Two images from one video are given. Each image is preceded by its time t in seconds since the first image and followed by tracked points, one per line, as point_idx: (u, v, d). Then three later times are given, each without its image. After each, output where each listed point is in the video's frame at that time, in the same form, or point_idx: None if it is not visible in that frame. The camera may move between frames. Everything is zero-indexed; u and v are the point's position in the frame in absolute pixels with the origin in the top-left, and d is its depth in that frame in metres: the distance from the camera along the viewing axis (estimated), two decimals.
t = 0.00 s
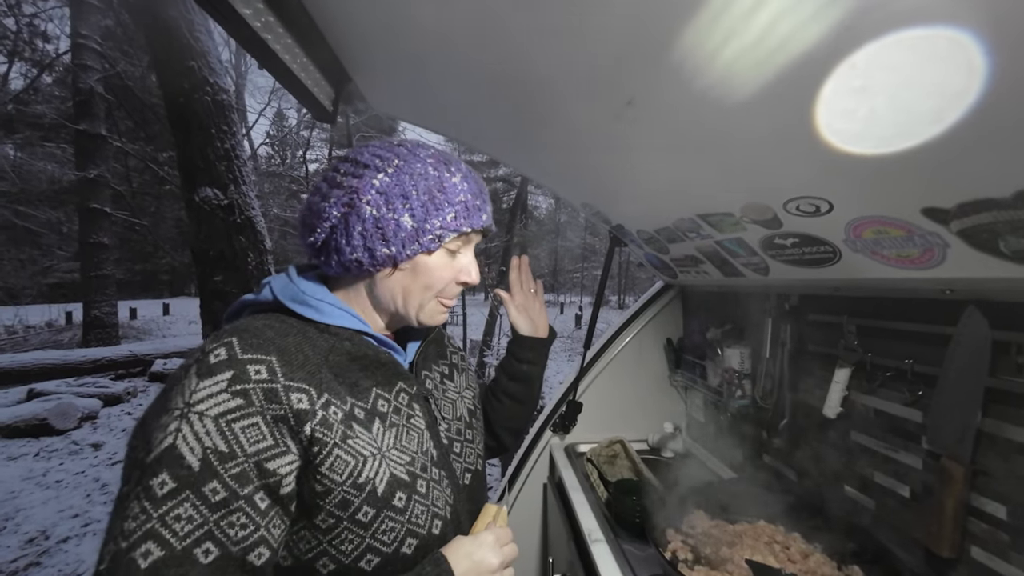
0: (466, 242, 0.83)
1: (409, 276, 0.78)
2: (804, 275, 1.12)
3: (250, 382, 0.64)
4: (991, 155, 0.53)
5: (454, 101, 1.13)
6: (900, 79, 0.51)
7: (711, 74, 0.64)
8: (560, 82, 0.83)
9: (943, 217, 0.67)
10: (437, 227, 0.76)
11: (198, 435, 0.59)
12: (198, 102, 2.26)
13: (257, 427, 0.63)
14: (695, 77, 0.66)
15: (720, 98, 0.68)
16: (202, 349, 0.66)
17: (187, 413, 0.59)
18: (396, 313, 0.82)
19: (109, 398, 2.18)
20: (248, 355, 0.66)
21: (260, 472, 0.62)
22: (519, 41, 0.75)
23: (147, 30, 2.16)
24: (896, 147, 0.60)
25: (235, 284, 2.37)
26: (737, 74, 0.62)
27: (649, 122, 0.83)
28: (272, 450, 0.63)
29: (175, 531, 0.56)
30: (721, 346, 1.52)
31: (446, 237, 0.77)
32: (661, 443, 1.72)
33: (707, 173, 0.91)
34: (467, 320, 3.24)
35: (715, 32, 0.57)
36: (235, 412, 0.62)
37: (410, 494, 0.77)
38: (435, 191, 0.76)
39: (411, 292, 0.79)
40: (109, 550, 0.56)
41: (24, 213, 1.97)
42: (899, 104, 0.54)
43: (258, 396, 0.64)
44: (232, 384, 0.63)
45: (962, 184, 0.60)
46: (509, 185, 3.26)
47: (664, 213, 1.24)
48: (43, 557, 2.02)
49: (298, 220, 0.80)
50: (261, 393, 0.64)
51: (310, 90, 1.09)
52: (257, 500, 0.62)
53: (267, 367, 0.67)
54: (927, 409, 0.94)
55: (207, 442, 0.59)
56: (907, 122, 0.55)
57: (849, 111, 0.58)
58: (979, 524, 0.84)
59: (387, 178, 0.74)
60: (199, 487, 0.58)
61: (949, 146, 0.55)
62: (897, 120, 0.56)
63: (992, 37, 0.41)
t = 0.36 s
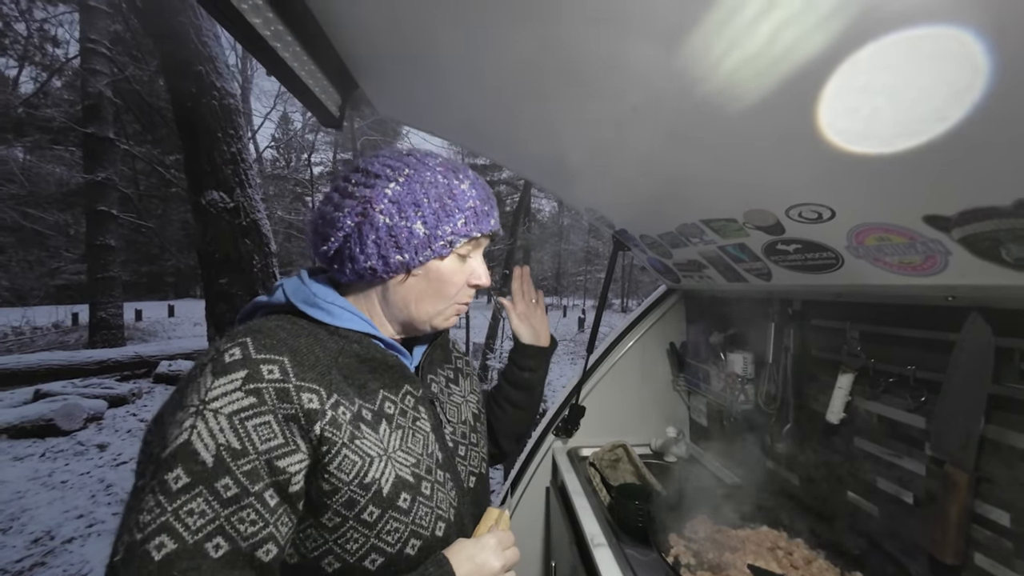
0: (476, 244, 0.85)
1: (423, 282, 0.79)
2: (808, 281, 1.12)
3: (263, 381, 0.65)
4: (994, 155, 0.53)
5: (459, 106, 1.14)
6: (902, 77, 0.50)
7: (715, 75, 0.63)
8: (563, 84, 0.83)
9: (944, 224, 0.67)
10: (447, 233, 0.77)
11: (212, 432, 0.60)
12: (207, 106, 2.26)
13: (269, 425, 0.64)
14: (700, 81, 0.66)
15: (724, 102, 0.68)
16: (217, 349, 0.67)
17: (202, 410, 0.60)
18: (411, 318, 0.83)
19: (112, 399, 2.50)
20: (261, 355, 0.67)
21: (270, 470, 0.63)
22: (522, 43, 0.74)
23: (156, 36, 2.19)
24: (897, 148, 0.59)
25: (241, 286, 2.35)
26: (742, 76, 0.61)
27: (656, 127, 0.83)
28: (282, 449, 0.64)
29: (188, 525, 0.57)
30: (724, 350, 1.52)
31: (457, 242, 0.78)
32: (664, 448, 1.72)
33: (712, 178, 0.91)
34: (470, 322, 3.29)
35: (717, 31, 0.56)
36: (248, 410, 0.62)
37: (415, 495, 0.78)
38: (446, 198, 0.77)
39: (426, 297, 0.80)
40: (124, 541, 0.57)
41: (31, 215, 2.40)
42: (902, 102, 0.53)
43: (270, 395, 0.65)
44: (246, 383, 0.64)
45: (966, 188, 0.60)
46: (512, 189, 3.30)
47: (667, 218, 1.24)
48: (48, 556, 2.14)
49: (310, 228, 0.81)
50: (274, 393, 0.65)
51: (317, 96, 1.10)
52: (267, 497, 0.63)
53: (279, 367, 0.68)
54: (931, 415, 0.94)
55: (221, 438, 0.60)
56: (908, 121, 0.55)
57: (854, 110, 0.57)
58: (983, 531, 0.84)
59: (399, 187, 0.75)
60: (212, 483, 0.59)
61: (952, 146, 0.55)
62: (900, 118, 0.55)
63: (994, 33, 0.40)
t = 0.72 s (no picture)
0: (470, 238, 0.84)
1: (421, 281, 0.79)
2: (812, 285, 1.12)
3: (280, 380, 0.66)
4: (1001, 156, 0.52)
5: (463, 109, 1.14)
6: (909, 79, 0.50)
7: (722, 77, 0.63)
8: (568, 87, 0.82)
9: (949, 229, 0.67)
10: (436, 231, 0.76)
11: (231, 428, 0.60)
12: (213, 109, 2.28)
13: (285, 423, 0.65)
14: (708, 84, 0.65)
15: (731, 105, 0.67)
16: (234, 348, 0.68)
17: (222, 407, 0.61)
18: (414, 318, 0.84)
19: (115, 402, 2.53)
20: (278, 354, 0.68)
21: (286, 466, 0.64)
22: (526, 44, 0.74)
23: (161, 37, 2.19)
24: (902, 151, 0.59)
25: (245, 287, 2.35)
26: (750, 78, 0.61)
27: (662, 130, 0.82)
28: (298, 446, 0.65)
29: (208, 518, 0.58)
30: (728, 353, 1.52)
31: (449, 238, 0.78)
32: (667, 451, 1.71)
33: (718, 181, 0.91)
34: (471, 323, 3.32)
35: (722, 32, 0.56)
36: (266, 407, 0.63)
37: (425, 493, 0.78)
38: (432, 197, 0.77)
39: (425, 296, 0.81)
40: (145, 534, 0.57)
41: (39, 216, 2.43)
42: (909, 103, 0.53)
43: (287, 393, 0.66)
44: (264, 381, 0.65)
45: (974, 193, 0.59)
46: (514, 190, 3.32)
47: (670, 221, 1.24)
48: (55, 555, 2.36)
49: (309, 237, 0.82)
50: (290, 391, 0.66)
51: (324, 100, 1.11)
52: (282, 493, 0.64)
53: (295, 366, 0.68)
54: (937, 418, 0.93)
55: (240, 434, 0.61)
56: (914, 123, 0.55)
57: (861, 112, 0.57)
58: (989, 536, 0.84)
59: (385, 190, 0.75)
60: (231, 477, 0.59)
61: (958, 147, 0.54)
62: (906, 120, 0.55)
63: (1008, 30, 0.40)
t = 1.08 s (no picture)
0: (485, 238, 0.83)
1: (434, 278, 0.79)
2: (830, 283, 1.10)
3: (294, 378, 0.65)
4: (988, 153, 0.54)
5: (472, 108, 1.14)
6: (888, 80, 0.52)
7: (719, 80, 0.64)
8: (575, 87, 0.83)
9: (979, 224, 0.66)
10: (454, 230, 0.76)
11: (246, 426, 0.60)
12: (222, 109, 2.29)
13: (300, 421, 0.64)
14: (716, 85, 0.65)
15: (738, 104, 0.67)
16: (247, 347, 0.68)
17: (237, 406, 0.61)
18: (425, 314, 0.84)
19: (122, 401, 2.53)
20: (292, 352, 0.67)
21: (301, 465, 0.63)
22: (536, 45, 0.74)
23: (172, 37, 2.21)
24: (893, 148, 0.61)
25: (253, 286, 2.36)
26: (755, 79, 0.61)
27: (673, 129, 0.82)
28: (312, 444, 0.64)
29: (224, 517, 0.58)
30: (741, 352, 1.50)
31: (465, 237, 0.77)
32: (677, 451, 1.70)
33: (731, 180, 0.90)
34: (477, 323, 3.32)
35: (739, 31, 0.55)
36: (281, 406, 0.63)
37: (439, 491, 0.78)
38: (452, 194, 0.76)
39: (438, 294, 0.80)
40: (163, 532, 0.57)
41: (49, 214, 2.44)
42: (890, 103, 0.55)
43: (301, 392, 0.65)
44: (278, 380, 0.64)
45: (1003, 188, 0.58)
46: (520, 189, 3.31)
47: (681, 219, 1.23)
48: (64, 551, 2.39)
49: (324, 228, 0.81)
50: (304, 389, 0.66)
51: (336, 97, 1.11)
52: (297, 492, 0.63)
53: (309, 364, 0.68)
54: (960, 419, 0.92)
55: (255, 433, 0.60)
56: (896, 121, 0.56)
57: (845, 112, 0.59)
58: (1015, 540, 0.83)
59: (405, 185, 0.75)
60: (246, 476, 0.59)
61: (943, 147, 0.56)
62: (889, 119, 0.57)
63: (982, 36, 0.42)
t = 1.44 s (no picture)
0: (468, 222, 0.81)
1: (414, 264, 0.78)
2: (836, 281, 1.09)
3: (294, 375, 0.65)
4: (993, 153, 0.54)
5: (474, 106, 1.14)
6: (894, 82, 0.52)
7: (728, 84, 0.64)
8: (575, 85, 0.82)
9: (988, 220, 0.65)
10: (422, 209, 0.75)
11: (246, 422, 0.60)
12: (226, 107, 2.30)
13: (298, 417, 0.64)
14: (716, 85, 0.66)
15: (738, 103, 0.67)
16: (251, 343, 0.68)
17: (238, 401, 0.61)
18: (414, 305, 0.82)
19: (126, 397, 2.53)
20: (293, 350, 0.67)
21: (299, 460, 0.63)
22: (539, 43, 0.74)
23: (175, 36, 2.22)
24: (900, 150, 0.61)
25: (257, 285, 2.37)
26: (757, 79, 0.61)
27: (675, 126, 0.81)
28: (311, 440, 0.64)
29: (220, 511, 0.58)
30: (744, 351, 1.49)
31: (436, 217, 0.76)
32: (680, 449, 1.70)
33: (734, 177, 0.89)
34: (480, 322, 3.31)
35: (737, 27, 0.55)
36: (280, 402, 0.63)
37: (441, 488, 0.77)
38: (421, 175, 0.77)
39: (420, 280, 0.78)
40: (163, 525, 0.58)
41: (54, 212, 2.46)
42: (896, 105, 0.55)
43: (301, 388, 0.65)
44: (279, 376, 0.64)
45: (1007, 185, 0.58)
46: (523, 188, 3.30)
47: (686, 216, 1.22)
48: (71, 546, 2.42)
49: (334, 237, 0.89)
50: (304, 386, 0.65)
51: (336, 94, 1.10)
52: (294, 487, 0.62)
53: (310, 361, 0.68)
54: (967, 417, 0.91)
55: (254, 429, 0.60)
56: (902, 123, 0.57)
57: (850, 115, 0.59)
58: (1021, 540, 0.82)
59: (379, 174, 0.78)
60: (243, 471, 0.59)
61: (949, 149, 0.56)
62: (894, 123, 0.57)
63: (990, 37, 0.42)
